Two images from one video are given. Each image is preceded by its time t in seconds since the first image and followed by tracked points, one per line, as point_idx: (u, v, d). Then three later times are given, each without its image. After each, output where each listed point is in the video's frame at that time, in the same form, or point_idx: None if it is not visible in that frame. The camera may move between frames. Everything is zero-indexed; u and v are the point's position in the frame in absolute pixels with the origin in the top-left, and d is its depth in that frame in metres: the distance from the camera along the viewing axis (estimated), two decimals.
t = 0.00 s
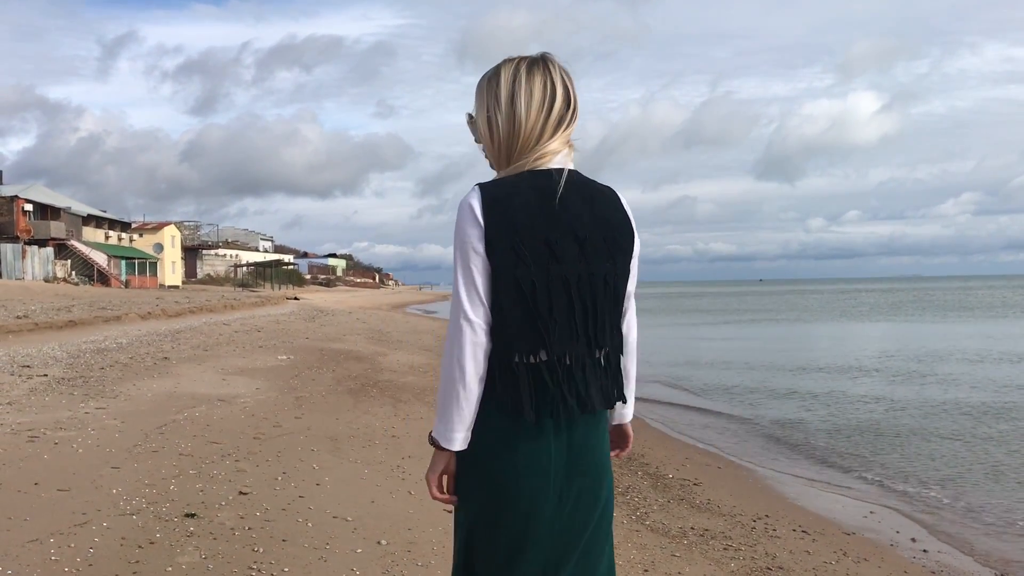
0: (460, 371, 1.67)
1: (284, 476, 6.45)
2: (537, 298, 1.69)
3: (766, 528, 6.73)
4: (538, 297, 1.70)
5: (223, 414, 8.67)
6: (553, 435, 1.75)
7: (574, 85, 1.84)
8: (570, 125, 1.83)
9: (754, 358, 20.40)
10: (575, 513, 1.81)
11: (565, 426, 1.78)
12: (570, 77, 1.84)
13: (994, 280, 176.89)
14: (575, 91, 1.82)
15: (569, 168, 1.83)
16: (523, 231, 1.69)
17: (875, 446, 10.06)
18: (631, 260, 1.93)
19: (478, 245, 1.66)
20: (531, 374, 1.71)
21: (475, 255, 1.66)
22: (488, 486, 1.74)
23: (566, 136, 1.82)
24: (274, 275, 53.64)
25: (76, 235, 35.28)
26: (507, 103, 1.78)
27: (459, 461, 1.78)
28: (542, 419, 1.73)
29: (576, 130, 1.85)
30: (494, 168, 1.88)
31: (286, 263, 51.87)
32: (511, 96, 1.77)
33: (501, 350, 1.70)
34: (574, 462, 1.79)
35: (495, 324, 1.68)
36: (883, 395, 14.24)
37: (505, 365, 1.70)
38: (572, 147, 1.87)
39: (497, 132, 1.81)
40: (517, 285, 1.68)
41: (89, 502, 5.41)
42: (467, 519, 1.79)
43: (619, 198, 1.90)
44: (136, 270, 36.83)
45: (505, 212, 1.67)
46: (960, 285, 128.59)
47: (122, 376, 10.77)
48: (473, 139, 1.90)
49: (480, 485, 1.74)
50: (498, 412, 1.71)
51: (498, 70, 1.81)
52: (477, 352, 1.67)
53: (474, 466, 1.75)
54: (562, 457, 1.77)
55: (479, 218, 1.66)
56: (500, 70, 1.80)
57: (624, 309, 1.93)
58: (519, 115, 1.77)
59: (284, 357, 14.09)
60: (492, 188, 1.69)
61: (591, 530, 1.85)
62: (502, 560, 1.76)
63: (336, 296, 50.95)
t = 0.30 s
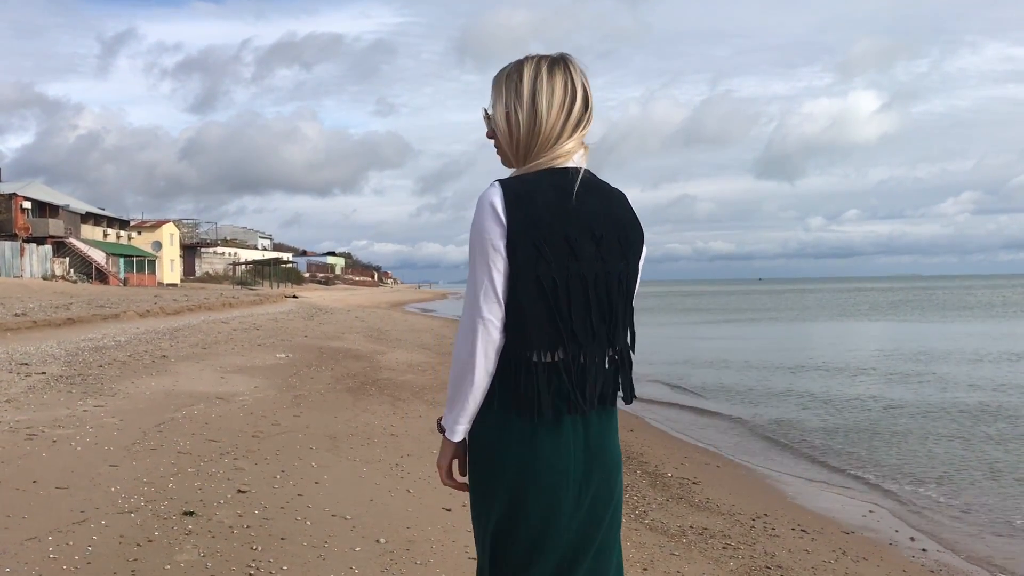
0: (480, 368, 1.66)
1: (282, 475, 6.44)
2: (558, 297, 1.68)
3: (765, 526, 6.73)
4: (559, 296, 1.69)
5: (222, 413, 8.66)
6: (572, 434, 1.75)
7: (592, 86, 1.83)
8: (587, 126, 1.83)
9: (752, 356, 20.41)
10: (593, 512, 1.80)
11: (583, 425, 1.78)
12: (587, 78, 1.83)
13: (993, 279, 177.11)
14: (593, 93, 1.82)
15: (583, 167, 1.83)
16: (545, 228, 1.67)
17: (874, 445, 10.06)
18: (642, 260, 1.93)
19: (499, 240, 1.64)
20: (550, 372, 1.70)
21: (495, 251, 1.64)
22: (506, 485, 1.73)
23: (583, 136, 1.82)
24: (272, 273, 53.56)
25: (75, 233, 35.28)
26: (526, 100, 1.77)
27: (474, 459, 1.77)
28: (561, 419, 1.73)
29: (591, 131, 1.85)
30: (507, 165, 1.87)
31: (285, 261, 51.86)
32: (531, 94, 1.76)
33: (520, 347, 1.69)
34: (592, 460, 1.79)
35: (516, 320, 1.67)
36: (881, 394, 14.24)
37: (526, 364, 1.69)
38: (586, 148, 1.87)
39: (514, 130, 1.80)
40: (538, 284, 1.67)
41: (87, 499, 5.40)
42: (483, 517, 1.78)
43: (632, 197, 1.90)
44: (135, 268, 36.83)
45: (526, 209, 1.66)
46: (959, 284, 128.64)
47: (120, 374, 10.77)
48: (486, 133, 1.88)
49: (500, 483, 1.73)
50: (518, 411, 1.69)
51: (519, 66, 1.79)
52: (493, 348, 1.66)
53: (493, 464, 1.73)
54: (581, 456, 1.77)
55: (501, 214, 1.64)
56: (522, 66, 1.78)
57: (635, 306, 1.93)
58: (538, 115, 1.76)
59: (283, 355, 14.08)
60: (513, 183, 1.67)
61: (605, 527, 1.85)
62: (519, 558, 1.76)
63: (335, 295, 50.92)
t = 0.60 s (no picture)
0: (498, 362, 1.68)
1: (282, 472, 6.45)
2: (577, 293, 1.72)
3: (764, 525, 6.75)
4: (578, 292, 1.72)
5: (222, 411, 8.67)
6: (587, 433, 1.78)
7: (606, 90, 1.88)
8: (601, 129, 1.87)
9: (751, 355, 20.44)
10: (603, 509, 1.83)
11: (597, 424, 1.81)
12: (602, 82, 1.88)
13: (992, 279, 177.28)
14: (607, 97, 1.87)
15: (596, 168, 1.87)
16: (564, 225, 1.71)
17: (873, 444, 10.07)
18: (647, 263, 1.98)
19: (522, 234, 1.66)
20: (567, 368, 1.73)
21: (518, 244, 1.66)
22: (520, 481, 1.73)
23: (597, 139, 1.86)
24: (272, 272, 53.55)
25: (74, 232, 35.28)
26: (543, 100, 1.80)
27: (486, 457, 1.76)
28: (576, 415, 1.75)
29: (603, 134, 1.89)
30: (518, 162, 1.91)
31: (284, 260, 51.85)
32: (549, 94, 1.79)
33: (538, 342, 1.71)
34: (604, 459, 1.82)
35: (535, 314, 1.70)
36: (880, 393, 14.27)
37: (545, 359, 1.71)
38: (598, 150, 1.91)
39: (531, 127, 1.83)
40: (559, 279, 1.70)
41: (88, 497, 5.41)
42: (493, 516, 1.77)
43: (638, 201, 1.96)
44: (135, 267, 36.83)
45: (547, 206, 1.69)
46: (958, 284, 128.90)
47: (120, 372, 10.78)
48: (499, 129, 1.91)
49: (515, 481, 1.72)
50: (535, 407, 1.70)
51: (537, 65, 1.82)
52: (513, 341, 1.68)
53: (507, 462, 1.73)
54: (594, 454, 1.80)
55: (523, 209, 1.67)
56: (540, 65, 1.81)
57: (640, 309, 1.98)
58: (556, 116, 1.79)
59: (283, 353, 14.09)
60: (535, 179, 1.70)
61: (611, 526, 1.88)
62: (530, 554, 1.76)
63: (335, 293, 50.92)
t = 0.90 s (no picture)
0: (513, 358, 1.68)
1: (282, 471, 6.46)
2: (595, 292, 1.73)
3: (764, 525, 6.76)
4: (595, 292, 1.74)
5: (222, 409, 8.67)
6: (598, 432, 1.80)
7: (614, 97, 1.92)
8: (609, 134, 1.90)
9: (751, 355, 20.47)
10: (610, 509, 1.87)
11: (607, 423, 1.83)
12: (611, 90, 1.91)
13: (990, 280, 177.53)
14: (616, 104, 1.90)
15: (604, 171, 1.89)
16: (583, 224, 1.72)
17: (873, 445, 10.08)
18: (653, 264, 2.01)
19: (543, 231, 1.67)
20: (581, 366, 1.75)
21: (539, 242, 1.66)
22: (533, 479, 1.73)
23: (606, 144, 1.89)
24: (271, 270, 53.50)
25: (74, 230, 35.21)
26: (553, 102, 1.82)
27: (497, 457, 1.76)
28: (588, 413, 1.77)
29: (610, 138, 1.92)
30: (525, 164, 1.91)
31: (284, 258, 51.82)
32: (559, 96, 1.81)
33: (555, 341, 1.72)
34: (613, 457, 1.85)
35: (553, 313, 1.71)
36: (880, 393, 14.29)
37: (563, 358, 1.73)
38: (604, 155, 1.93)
39: (540, 129, 1.84)
40: (579, 279, 1.71)
41: (88, 495, 5.41)
42: (503, 515, 1.77)
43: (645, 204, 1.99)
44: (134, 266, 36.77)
45: (567, 204, 1.70)
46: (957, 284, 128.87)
47: (120, 370, 10.78)
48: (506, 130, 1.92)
49: (529, 482, 1.73)
50: (551, 405, 1.71)
51: (552, 66, 1.84)
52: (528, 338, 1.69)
53: (518, 459, 1.74)
54: (603, 452, 1.82)
55: (544, 207, 1.67)
56: (552, 66, 1.83)
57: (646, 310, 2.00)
58: (565, 117, 1.81)
59: (283, 352, 14.09)
60: (554, 179, 1.71)
61: (616, 524, 1.92)
62: (539, 551, 1.77)
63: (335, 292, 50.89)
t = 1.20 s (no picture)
0: (526, 355, 1.70)
1: (284, 471, 6.47)
2: (610, 293, 1.79)
3: (765, 526, 6.78)
4: (609, 292, 1.79)
5: (224, 409, 8.68)
6: (605, 430, 1.83)
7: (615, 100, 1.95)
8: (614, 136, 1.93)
9: (752, 356, 20.48)
10: (612, 507, 1.91)
11: (614, 420, 1.88)
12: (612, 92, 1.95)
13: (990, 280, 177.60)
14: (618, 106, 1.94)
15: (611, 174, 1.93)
16: (597, 226, 1.76)
17: (873, 446, 10.10)
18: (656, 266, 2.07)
19: (559, 231, 1.70)
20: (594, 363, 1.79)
21: (554, 242, 1.69)
22: (540, 479, 1.75)
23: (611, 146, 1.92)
24: (272, 270, 53.48)
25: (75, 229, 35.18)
26: (561, 105, 1.84)
27: (505, 458, 1.77)
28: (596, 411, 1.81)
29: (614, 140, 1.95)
30: (531, 166, 1.93)
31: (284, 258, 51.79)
32: (567, 100, 1.83)
33: (567, 339, 1.76)
34: (617, 456, 1.89)
35: (569, 312, 1.75)
36: (879, 394, 14.31)
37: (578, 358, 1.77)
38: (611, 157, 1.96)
39: (548, 133, 1.86)
40: (595, 279, 1.76)
41: (90, 495, 5.42)
42: (509, 513, 1.78)
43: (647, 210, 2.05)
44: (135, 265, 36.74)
45: (581, 206, 1.74)
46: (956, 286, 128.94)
47: (121, 370, 10.79)
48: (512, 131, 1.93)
49: (540, 481, 1.75)
50: (561, 400, 1.76)
51: (561, 68, 1.86)
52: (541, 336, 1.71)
53: (524, 458, 1.75)
54: (608, 450, 1.85)
55: (561, 208, 1.71)
56: (559, 69, 1.85)
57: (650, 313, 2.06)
58: (574, 121, 1.84)
59: (283, 352, 14.09)
60: (570, 181, 1.75)
61: (616, 522, 1.95)
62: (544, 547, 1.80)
63: (335, 292, 50.87)
